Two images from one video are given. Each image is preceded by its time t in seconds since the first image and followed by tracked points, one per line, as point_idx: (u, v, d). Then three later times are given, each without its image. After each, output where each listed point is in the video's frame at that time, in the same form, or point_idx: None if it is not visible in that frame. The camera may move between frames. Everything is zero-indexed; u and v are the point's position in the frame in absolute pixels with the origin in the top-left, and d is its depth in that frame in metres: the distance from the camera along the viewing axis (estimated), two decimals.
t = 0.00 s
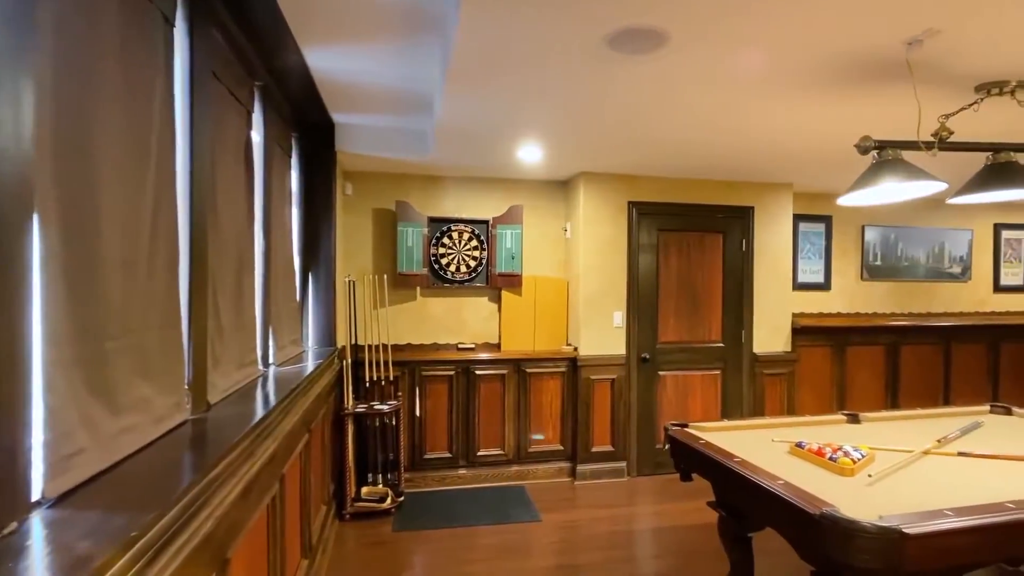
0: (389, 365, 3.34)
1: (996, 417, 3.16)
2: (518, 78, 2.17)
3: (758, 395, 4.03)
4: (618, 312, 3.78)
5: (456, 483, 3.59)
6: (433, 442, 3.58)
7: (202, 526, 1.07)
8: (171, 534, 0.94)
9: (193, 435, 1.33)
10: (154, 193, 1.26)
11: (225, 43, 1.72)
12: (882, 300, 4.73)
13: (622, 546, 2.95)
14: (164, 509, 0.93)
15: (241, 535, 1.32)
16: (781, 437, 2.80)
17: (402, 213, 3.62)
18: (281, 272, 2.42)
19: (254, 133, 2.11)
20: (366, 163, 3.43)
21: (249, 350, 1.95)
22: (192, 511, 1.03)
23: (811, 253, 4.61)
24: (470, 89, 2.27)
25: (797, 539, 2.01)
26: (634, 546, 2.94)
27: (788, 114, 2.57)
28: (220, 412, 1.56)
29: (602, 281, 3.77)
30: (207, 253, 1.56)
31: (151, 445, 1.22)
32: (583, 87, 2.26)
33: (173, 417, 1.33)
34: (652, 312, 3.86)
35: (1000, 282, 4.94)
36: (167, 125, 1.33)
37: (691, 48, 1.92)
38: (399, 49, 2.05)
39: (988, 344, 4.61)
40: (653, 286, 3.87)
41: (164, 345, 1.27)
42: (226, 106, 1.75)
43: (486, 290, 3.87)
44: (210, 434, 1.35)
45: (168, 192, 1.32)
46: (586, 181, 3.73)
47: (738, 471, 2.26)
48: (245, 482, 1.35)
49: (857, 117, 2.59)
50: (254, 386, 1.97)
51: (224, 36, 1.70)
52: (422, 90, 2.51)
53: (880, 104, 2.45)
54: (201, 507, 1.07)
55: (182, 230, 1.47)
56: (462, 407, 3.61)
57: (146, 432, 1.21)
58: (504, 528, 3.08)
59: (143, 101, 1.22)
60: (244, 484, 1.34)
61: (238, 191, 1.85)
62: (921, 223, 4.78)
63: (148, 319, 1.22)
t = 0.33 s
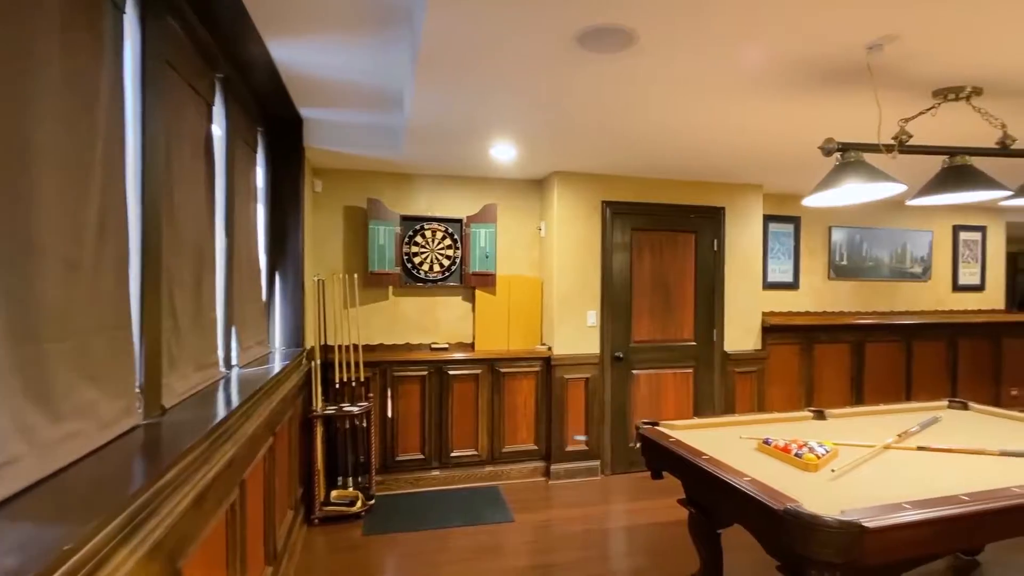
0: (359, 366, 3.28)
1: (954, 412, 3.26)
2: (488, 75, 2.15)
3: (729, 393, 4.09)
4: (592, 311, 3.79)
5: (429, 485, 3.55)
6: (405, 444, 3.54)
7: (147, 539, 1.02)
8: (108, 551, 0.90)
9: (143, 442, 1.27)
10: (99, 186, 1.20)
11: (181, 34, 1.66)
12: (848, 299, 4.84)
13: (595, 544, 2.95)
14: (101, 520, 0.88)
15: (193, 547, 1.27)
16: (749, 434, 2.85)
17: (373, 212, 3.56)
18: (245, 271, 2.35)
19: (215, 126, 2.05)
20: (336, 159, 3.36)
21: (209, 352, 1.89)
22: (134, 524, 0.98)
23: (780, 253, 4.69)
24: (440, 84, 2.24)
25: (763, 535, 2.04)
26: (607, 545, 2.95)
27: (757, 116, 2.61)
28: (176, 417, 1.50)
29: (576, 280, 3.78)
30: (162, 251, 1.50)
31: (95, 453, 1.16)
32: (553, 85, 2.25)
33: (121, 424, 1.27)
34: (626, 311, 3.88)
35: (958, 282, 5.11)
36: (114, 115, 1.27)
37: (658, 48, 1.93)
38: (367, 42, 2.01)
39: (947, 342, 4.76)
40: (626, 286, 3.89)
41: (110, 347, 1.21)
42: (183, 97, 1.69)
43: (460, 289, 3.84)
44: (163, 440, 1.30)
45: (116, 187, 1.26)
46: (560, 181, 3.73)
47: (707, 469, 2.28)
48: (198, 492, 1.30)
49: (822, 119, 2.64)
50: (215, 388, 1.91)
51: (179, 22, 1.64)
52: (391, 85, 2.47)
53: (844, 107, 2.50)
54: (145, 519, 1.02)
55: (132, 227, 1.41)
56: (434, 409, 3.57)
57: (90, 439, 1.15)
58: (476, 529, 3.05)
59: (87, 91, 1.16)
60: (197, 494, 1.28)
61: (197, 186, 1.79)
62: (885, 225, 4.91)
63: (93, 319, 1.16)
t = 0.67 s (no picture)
0: (320, 368, 3.19)
1: (904, 406, 3.38)
2: (448, 70, 2.12)
3: (692, 391, 4.15)
4: (557, 311, 3.79)
5: (392, 488, 3.49)
6: (368, 447, 3.47)
7: (77, 552, 0.95)
8: (31, 567, 0.83)
9: (76, 450, 1.20)
10: (25, 175, 1.12)
11: (121, 20, 1.59)
12: (806, 298, 4.97)
13: (561, 544, 2.95)
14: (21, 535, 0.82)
15: (129, 561, 1.20)
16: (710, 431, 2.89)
17: (335, 209, 3.48)
18: (195, 270, 2.26)
19: (160, 118, 1.96)
20: (295, 155, 3.27)
21: (153, 354, 1.80)
22: (61, 537, 0.92)
23: (742, 253, 4.78)
24: (400, 78, 2.20)
25: (721, 531, 2.07)
26: (572, 544, 2.95)
27: (717, 117, 2.65)
28: (115, 422, 1.42)
29: (542, 280, 3.77)
30: (98, 246, 1.42)
31: (20, 462, 1.09)
32: (515, 82, 2.24)
33: (50, 430, 1.19)
34: (591, 311, 3.89)
35: (909, 282, 5.31)
36: (43, 100, 1.19)
37: (620, 47, 1.94)
38: (323, 33, 1.95)
39: (899, 339, 4.94)
40: (592, 285, 3.90)
41: (36, 348, 1.14)
42: (122, 85, 1.60)
43: (424, 288, 3.79)
44: (99, 447, 1.23)
45: (47, 177, 1.19)
46: (526, 179, 3.72)
47: (668, 467, 2.30)
48: (137, 500, 1.23)
49: (780, 122, 2.70)
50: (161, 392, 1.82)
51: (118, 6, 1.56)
52: (351, 79, 2.41)
53: (800, 110, 2.55)
54: (74, 532, 0.96)
55: (64, 221, 1.33)
56: (398, 410, 3.51)
57: (14, 448, 1.07)
58: (440, 532, 3.01)
59: (11, 73, 1.08)
60: (135, 503, 1.22)
61: (139, 179, 1.71)
62: (840, 226, 5.06)
63: (17, 317, 1.08)
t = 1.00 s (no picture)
0: (271, 370, 3.09)
1: (852, 401, 3.50)
2: (402, 63, 2.08)
3: (652, 389, 4.19)
4: (518, 310, 3.78)
5: (349, 492, 3.41)
6: (323, 450, 3.38)
7: None
8: None
9: None
10: None
11: None
12: (762, 297, 5.10)
13: (521, 544, 2.93)
14: None
15: None
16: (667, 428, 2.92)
17: (288, 206, 3.38)
18: (133, 268, 2.14)
19: (91, 106, 1.85)
20: (246, 149, 3.16)
21: (83, 357, 1.69)
22: None
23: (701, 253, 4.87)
24: (353, 70, 2.14)
25: (675, 527, 2.10)
26: (533, 544, 2.93)
27: (673, 118, 2.67)
28: (36, 429, 1.33)
29: (502, 279, 3.74)
30: (16, 239, 1.31)
31: None
32: (471, 77, 2.21)
33: None
34: (551, 310, 3.88)
35: (858, 281, 5.50)
36: None
37: (576, 44, 1.93)
38: (270, 20, 1.88)
39: (848, 337, 5.12)
40: (553, 284, 3.89)
41: None
42: (47, 68, 1.50)
43: (383, 288, 3.71)
44: (16, 455, 1.14)
45: None
46: (486, 178, 3.69)
47: (624, 465, 2.32)
48: (58, 512, 1.15)
49: (735, 123, 2.74)
50: (93, 396, 1.72)
51: None
52: (302, 70, 2.34)
53: (752, 113, 2.60)
54: None
55: None
56: (355, 412, 3.43)
57: None
58: (398, 536, 2.95)
59: None
60: (55, 515, 1.14)
61: (67, 170, 1.60)
62: (793, 227, 5.21)
63: None
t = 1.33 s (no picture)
0: (216, 374, 2.96)
1: (800, 397, 3.60)
2: (350, 55, 2.02)
3: (610, 388, 4.22)
4: (475, 310, 3.74)
5: (299, 499, 3.31)
6: (272, 456, 3.27)
7: None
8: None
9: None
10: None
11: None
12: (717, 296, 5.21)
13: (478, 547, 2.89)
14: None
15: None
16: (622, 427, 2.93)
17: (234, 203, 3.25)
18: (58, 266, 2.00)
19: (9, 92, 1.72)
20: (188, 142, 3.02)
21: None
22: None
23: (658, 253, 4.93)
24: (298, 61, 2.07)
25: (628, 526, 2.11)
26: (490, 546, 2.90)
27: (627, 119, 2.69)
28: None
29: (460, 278, 3.70)
30: None
31: None
32: (422, 71, 2.16)
33: None
34: (510, 309, 3.86)
35: (807, 281, 5.69)
36: None
37: (529, 42, 1.91)
38: (207, 6, 1.79)
39: (798, 335, 5.29)
40: (511, 284, 3.87)
41: None
42: None
43: (336, 287, 3.62)
44: None
45: None
46: (443, 176, 3.64)
47: (578, 465, 2.32)
48: None
49: (687, 125, 2.78)
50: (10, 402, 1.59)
51: None
52: (246, 59, 2.24)
53: (704, 115, 2.64)
54: None
55: None
56: (306, 416, 3.33)
57: None
58: (350, 542, 2.87)
59: None
60: None
61: None
62: (746, 228, 5.35)
63: None
